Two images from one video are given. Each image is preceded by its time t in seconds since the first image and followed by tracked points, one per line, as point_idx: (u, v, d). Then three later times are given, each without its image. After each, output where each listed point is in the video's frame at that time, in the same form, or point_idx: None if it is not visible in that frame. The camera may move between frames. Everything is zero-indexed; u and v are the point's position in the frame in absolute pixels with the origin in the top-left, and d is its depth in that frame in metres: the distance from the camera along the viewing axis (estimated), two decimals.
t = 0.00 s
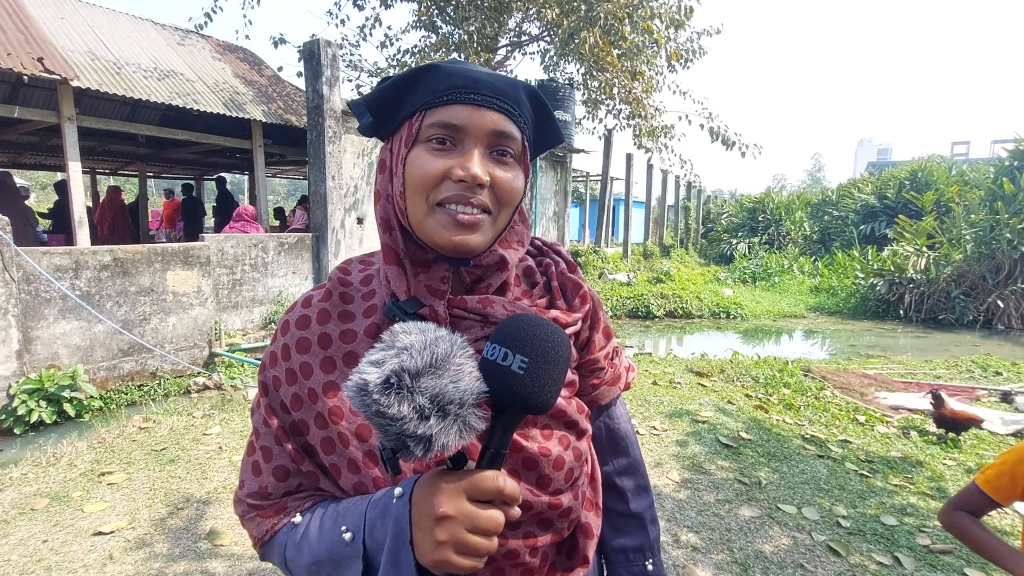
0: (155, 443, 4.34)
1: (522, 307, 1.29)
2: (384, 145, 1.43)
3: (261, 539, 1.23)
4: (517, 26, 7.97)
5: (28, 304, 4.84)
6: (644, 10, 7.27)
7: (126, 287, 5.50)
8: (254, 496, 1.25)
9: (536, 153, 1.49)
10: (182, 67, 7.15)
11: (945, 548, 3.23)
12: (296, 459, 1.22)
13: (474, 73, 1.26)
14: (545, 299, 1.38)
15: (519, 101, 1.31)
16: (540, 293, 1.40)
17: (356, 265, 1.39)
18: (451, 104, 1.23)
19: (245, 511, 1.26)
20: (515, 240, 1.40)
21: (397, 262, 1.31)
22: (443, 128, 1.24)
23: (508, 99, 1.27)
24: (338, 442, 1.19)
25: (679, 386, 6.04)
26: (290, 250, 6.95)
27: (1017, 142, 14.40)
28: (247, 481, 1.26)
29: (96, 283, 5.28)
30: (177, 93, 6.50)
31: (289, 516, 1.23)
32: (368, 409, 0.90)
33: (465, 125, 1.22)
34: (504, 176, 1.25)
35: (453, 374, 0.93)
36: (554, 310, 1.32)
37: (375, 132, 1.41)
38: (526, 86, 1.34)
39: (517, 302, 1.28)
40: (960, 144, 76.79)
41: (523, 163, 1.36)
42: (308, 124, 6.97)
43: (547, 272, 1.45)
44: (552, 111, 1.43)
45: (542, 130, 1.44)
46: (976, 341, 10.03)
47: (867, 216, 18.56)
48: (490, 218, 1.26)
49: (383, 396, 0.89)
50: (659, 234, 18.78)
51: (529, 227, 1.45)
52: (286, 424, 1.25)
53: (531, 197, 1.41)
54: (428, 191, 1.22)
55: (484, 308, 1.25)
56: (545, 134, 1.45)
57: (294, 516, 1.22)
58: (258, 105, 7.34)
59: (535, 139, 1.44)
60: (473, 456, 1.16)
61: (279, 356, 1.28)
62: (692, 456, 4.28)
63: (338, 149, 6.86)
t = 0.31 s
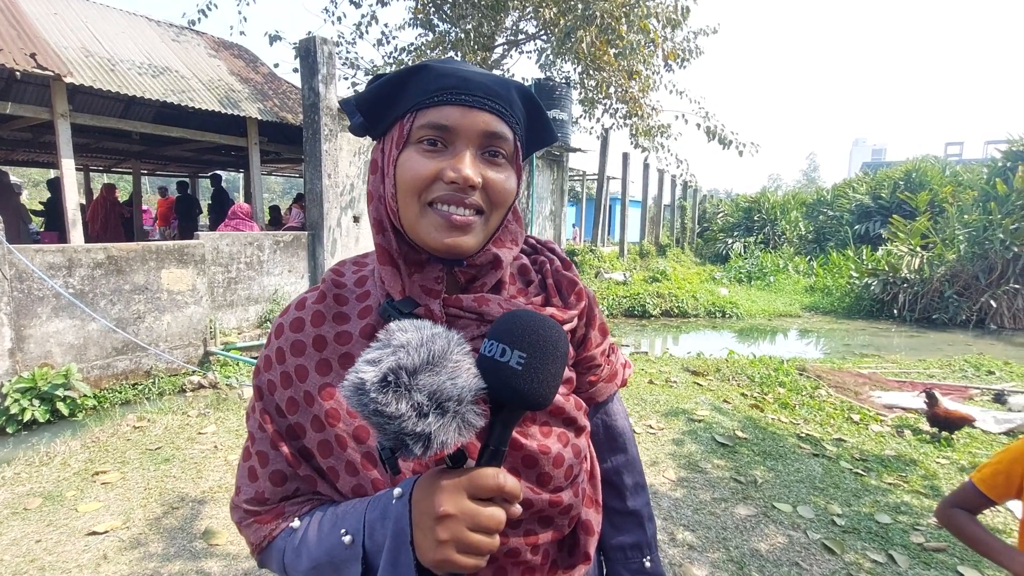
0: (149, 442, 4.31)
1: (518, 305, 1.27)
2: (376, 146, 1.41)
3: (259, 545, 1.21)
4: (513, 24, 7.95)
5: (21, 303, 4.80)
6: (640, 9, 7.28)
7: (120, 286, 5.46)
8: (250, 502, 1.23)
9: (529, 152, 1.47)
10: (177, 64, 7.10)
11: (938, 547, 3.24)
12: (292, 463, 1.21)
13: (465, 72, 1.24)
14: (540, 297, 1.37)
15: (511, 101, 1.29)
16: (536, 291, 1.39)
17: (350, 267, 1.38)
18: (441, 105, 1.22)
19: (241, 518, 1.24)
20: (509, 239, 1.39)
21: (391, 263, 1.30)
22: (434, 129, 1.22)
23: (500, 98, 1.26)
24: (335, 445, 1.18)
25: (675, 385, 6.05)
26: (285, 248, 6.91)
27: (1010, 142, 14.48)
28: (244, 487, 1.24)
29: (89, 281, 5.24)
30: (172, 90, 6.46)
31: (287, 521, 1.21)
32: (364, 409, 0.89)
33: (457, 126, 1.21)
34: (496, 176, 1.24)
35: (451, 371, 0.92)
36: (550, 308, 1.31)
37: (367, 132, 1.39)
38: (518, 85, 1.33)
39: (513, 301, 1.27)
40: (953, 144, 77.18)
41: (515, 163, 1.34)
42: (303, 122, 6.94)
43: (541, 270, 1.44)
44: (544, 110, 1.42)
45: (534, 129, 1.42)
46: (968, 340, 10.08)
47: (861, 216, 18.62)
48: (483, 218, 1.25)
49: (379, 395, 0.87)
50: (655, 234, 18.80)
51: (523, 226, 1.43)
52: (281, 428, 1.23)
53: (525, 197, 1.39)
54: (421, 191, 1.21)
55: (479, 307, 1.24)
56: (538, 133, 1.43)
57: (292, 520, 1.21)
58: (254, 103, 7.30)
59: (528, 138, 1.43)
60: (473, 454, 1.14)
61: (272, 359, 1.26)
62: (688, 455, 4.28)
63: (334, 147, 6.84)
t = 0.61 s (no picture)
0: (146, 442, 4.29)
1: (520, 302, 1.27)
2: (376, 146, 1.40)
3: (264, 547, 1.20)
4: (512, 24, 7.95)
5: (16, 301, 4.77)
6: (639, 9, 7.29)
7: (117, 284, 5.44)
8: (254, 504, 1.22)
9: (528, 152, 1.47)
10: (174, 62, 7.07)
11: (935, 545, 3.24)
12: (295, 464, 1.20)
13: (464, 72, 1.24)
14: (540, 294, 1.36)
15: (510, 100, 1.29)
16: (536, 289, 1.38)
17: (350, 267, 1.37)
18: (441, 104, 1.21)
19: (245, 521, 1.23)
20: (508, 238, 1.39)
21: (392, 262, 1.29)
22: (434, 129, 1.21)
23: (499, 97, 1.25)
24: (339, 445, 1.18)
25: (673, 384, 6.05)
26: (283, 247, 6.89)
27: (1006, 144, 14.53)
28: (247, 490, 1.23)
29: (86, 279, 5.21)
30: (169, 88, 6.43)
31: (291, 522, 1.20)
32: (369, 406, 0.88)
33: (457, 125, 1.20)
34: (497, 175, 1.23)
35: (455, 366, 0.91)
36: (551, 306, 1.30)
37: (366, 133, 1.38)
38: (517, 84, 1.32)
39: (514, 299, 1.27)
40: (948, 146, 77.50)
41: (515, 162, 1.34)
42: (302, 121, 6.93)
43: (541, 268, 1.44)
44: (543, 109, 1.41)
45: (533, 129, 1.41)
46: (964, 341, 10.13)
47: (858, 217, 18.68)
48: (484, 216, 1.25)
49: (384, 390, 0.87)
50: (653, 234, 18.82)
51: (522, 225, 1.43)
52: (284, 429, 1.22)
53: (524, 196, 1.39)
54: (421, 190, 1.21)
55: (481, 304, 1.24)
56: (536, 133, 1.42)
57: (296, 522, 1.20)
58: (252, 101, 7.27)
59: (527, 139, 1.42)
60: (476, 451, 1.14)
61: (274, 360, 1.25)
62: (686, 454, 4.28)
63: (332, 146, 6.83)
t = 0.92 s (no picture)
0: (144, 450, 4.28)
1: (502, 301, 1.27)
2: (355, 149, 1.40)
3: (251, 553, 1.19)
4: (504, 24, 7.95)
5: (11, 312, 4.76)
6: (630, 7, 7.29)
7: (112, 293, 5.43)
8: (241, 510, 1.21)
9: (508, 151, 1.47)
10: (166, 70, 7.07)
11: (935, 537, 3.25)
12: (280, 469, 1.19)
13: (438, 71, 1.24)
14: (524, 292, 1.36)
15: (487, 98, 1.29)
16: (519, 287, 1.38)
17: (333, 271, 1.37)
18: (417, 104, 1.21)
19: (232, 527, 1.22)
20: (491, 237, 1.39)
21: (374, 264, 1.29)
22: (411, 129, 1.21)
23: (475, 96, 1.25)
24: (324, 449, 1.17)
25: (672, 381, 6.06)
26: (279, 252, 6.88)
27: (1000, 134, 14.56)
28: (233, 496, 1.23)
29: (81, 288, 5.21)
30: (161, 96, 6.42)
31: (278, 528, 1.20)
32: (346, 408, 0.88)
33: (433, 124, 1.20)
34: (475, 173, 1.23)
35: (431, 366, 0.91)
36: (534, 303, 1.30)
37: (345, 136, 1.38)
38: (494, 82, 1.32)
39: (497, 297, 1.26)
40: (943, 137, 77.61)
41: (495, 160, 1.33)
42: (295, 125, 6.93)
43: (524, 266, 1.44)
44: (522, 107, 1.41)
45: (512, 127, 1.41)
46: (962, 331, 10.14)
47: (854, 210, 18.70)
48: (463, 216, 1.25)
49: (360, 393, 0.87)
50: (650, 231, 18.82)
51: (505, 223, 1.43)
52: (269, 435, 1.22)
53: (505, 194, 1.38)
54: (400, 191, 1.20)
55: (463, 303, 1.23)
56: (515, 131, 1.42)
57: (283, 527, 1.19)
58: (244, 107, 7.27)
59: (506, 137, 1.42)
60: (460, 451, 1.14)
61: (257, 366, 1.25)
62: (685, 451, 4.28)
63: (325, 150, 6.82)
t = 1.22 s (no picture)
0: (143, 450, 4.27)
1: (506, 300, 1.26)
2: (358, 148, 1.39)
3: (257, 555, 1.19)
4: (503, 23, 7.93)
5: (9, 313, 4.75)
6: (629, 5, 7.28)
7: (111, 293, 5.41)
8: (246, 513, 1.21)
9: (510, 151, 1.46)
10: (164, 69, 7.04)
11: (936, 535, 3.24)
12: (285, 471, 1.19)
13: (443, 70, 1.23)
14: (527, 292, 1.35)
15: (492, 98, 1.28)
16: (522, 287, 1.37)
17: (335, 271, 1.36)
18: (423, 104, 1.20)
19: (237, 530, 1.21)
20: (493, 237, 1.38)
21: (378, 264, 1.28)
22: (416, 128, 1.20)
23: (480, 96, 1.24)
24: (329, 451, 1.17)
25: (672, 379, 6.05)
26: (278, 252, 6.86)
27: (998, 132, 14.57)
28: (238, 499, 1.22)
29: (79, 289, 5.19)
30: (159, 95, 6.40)
31: (284, 530, 1.19)
32: (356, 410, 0.87)
33: (438, 124, 1.19)
34: (480, 173, 1.22)
35: (440, 368, 0.90)
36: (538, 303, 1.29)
37: (347, 134, 1.37)
38: (497, 82, 1.31)
39: (502, 297, 1.25)
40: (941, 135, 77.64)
41: (498, 160, 1.32)
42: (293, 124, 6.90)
43: (527, 266, 1.43)
44: (524, 106, 1.40)
45: (515, 126, 1.40)
46: (960, 329, 10.14)
47: (853, 208, 18.70)
48: (468, 216, 1.24)
49: (370, 395, 0.86)
50: (648, 229, 18.81)
51: (507, 223, 1.42)
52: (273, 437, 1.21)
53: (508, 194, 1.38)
54: (404, 191, 1.19)
55: (468, 303, 1.22)
56: (518, 131, 1.41)
57: (289, 529, 1.18)
58: (242, 106, 7.24)
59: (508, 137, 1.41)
60: (467, 451, 1.13)
61: (261, 368, 1.24)
62: (686, 449, 4.28)
63: (324, 149, 6.80)
